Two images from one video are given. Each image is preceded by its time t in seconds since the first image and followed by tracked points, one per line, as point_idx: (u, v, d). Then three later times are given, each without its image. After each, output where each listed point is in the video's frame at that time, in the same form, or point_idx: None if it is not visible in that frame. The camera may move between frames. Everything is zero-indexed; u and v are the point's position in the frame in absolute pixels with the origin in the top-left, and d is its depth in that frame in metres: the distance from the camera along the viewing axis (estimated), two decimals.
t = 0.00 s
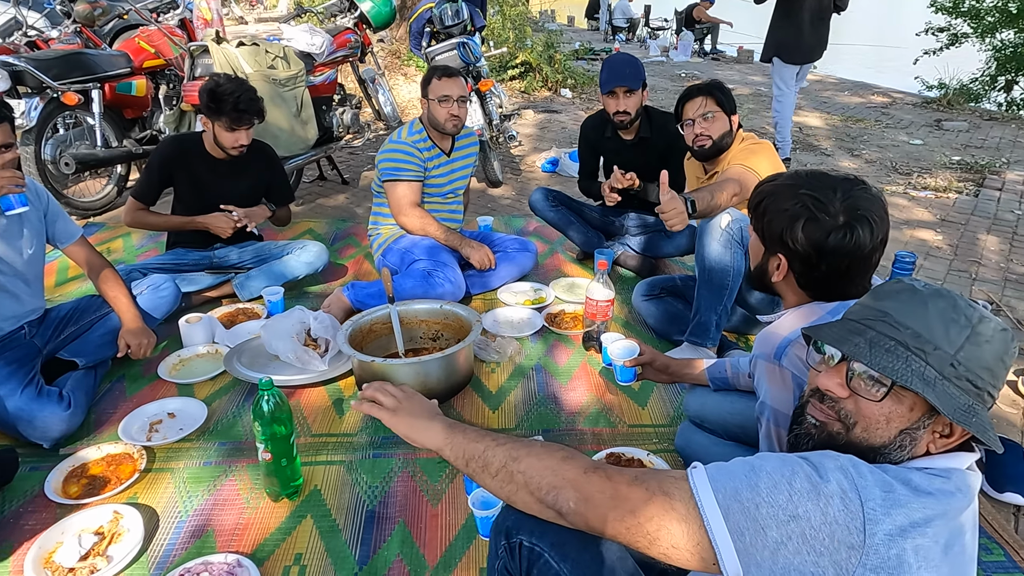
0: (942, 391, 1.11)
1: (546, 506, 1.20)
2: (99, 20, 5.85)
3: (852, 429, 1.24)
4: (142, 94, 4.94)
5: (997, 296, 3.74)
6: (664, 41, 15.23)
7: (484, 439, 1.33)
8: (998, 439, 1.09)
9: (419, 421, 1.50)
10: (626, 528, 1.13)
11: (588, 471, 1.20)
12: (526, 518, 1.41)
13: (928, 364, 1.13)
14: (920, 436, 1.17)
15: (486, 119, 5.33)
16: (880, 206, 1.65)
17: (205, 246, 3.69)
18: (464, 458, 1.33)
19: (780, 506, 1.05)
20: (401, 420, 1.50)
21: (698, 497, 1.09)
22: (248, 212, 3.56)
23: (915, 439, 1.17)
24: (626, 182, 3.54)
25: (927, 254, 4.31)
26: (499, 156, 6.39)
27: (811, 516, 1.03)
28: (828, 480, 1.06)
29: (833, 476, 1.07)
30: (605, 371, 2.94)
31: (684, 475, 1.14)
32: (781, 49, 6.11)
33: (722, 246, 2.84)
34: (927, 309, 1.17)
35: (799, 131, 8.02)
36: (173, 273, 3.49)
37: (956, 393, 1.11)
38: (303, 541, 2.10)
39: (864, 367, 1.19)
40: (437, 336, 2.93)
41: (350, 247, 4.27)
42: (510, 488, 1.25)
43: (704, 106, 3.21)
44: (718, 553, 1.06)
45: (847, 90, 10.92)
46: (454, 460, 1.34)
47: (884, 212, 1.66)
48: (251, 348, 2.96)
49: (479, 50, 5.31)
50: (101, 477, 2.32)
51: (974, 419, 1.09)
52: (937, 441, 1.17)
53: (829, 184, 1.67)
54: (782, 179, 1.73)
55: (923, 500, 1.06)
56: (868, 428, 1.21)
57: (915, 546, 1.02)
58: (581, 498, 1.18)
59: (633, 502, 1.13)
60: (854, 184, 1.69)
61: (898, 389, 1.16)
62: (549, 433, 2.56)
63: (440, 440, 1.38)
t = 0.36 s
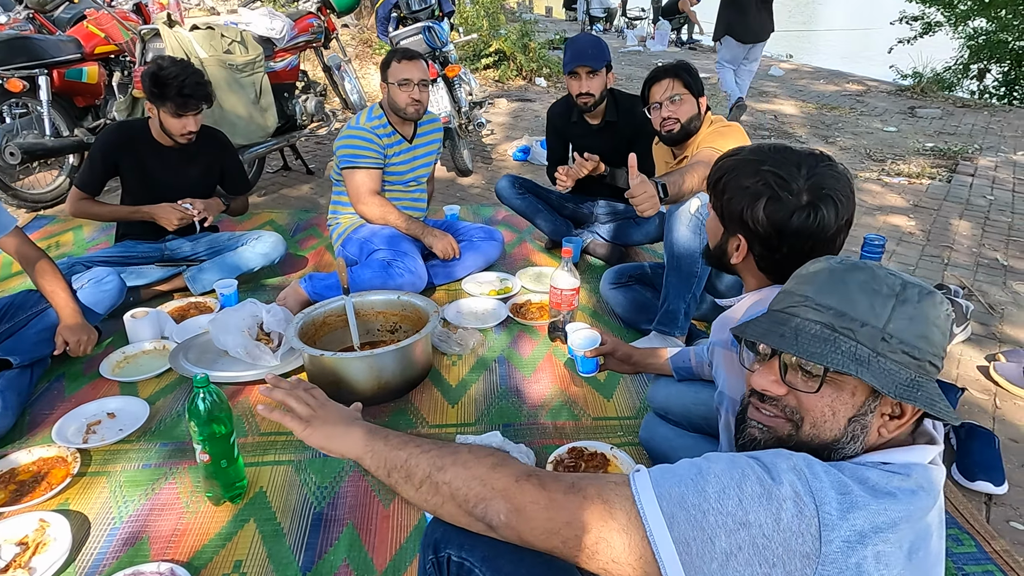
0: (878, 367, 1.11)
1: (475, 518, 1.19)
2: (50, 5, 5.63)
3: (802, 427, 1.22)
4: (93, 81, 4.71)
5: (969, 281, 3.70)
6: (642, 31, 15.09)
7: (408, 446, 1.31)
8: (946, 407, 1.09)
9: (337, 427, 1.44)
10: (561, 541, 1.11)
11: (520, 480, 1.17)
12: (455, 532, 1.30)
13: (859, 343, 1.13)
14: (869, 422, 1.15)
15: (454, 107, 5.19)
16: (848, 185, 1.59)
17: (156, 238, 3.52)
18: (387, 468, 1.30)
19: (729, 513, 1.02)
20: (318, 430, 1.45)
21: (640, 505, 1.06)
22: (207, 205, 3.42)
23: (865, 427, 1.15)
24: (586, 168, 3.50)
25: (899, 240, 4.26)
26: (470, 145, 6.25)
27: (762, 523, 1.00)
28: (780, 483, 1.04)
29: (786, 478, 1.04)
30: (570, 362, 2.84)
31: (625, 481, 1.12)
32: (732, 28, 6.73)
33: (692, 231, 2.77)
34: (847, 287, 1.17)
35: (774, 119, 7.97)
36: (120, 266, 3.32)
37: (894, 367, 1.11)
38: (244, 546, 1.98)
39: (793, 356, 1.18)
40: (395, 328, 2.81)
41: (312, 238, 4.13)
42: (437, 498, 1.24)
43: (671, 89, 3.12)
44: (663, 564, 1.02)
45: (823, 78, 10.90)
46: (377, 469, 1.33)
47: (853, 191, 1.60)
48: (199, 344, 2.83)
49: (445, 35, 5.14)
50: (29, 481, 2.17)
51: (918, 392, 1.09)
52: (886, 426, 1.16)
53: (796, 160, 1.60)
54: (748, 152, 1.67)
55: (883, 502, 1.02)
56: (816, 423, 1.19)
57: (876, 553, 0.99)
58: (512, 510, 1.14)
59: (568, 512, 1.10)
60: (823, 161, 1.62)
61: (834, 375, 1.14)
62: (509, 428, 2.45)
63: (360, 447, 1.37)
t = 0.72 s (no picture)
0: (826, 346, 1.04)
1: (403, 533, 1.13)
2: None
3: (750, 415, 1.15)
4: (48, 69, 4.51)
5: (946, 268, 3.65)
6: (622, 21, 14.97)
7: (327, 456, 1.25)
8: (899, 387, 1.03)
9: (249, 439, 1.35)
10: (495, 554, 1.05)
11: (450, 488, 1.11)
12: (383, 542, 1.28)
13: (805, 321, 1.06)
14: (820, 408, 1.08)
15: (427, 95, 5.06)
16: (805, 156, 1.51)
17: (110, 230, 3.34)
18: (305, 481, 1.24)
19: (676, 515, 0.97)
20: (227, 443, 1.37)
21: (579, 510, 1.00)
22: (169, 191, 3.26)
23: (816, 413, 1.08)
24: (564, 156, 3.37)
25: (876, 227, 4.21)
26: (445, 134, 6.13)
27: (710, 526, 0.95)
28: (730, 481, 0.97)
29: (736, 474, 0.98)
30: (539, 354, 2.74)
31: (565, 484, 1.06)
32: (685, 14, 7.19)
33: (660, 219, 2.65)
34: (792, 262, 1.11)
35: (753, 108, 7.92)
36: (71, 260, 3.16)
37: (844, 345, 1.04)
38: (189, 554, 1.86)
39: (736, 337, 1.10)
40: (357, 322, 2.70)
41: (277, 230, 3.99)
42: (360, 513, 1.18)
43: (643, 73, 3.01)
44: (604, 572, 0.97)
45: (802, 67, 10.87)
46: (294, 482, 1.26)
47: (812, 162, 1.52)
48: (150, 342, 2.68)
49: (416, 19, 4.97)
50: None
51: (870, 372, 1.03)
52: (839, 412, 1.09)
53: (750, 132, 1.52)
54: (701, 127, 1.59)
55: (841, 500, 0.96)
56: (762, 410, 1.12)
57: (836, 554, 0.93)
58: (442, 522, 1.08)
59: (502, 521, 1.04)
60: (779, 132, 1.54)
61: (778, 357, 1.07)
62: (474, 424, 2.36)
63: (275, 459, 1.30)
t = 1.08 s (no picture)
0: (801, 340, 0.98)
1: (368, 535, 1.05)
2: None
3: (726, 415, 1.10)
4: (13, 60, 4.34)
5: (930, 258, 3.63)
6: (606, 12, 14.89)
7: (310, 446, 1.18)
8: (880, 380, 0.97)
9: (242, 420, 1.28)
10: (464, 563, 0.97)
11: (419, 491, 1.03)
12: (352, 551, 1.22)
13: (778, 315, 1.01)
14: (799, 405, 1.02)
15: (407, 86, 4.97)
16: (789, 141, 1.46)
17: (79, 227, 3.23)
18: (283, 471, 1.16)
19: (654, 519, 0.90)
20: (223, 420, 1.30)
21: (552, 515, 0.93)
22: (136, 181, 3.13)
23: (794, 411, 1.03)
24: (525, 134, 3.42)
25: (861, 217, 4.19)
26: (427, 127, 6.04)
27: (688, 531, 0.88)
28: (710, 483, 0.90)
29: (716, 476, 0.91)
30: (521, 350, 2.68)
31: (539, 488, 0.98)
32: None
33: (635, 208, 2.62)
34: (762, 255, 1.05)
35: (737, 99, 7.89)
36: (38, 257, 3.06)
37: (820, 339, 0.99)
38: (156, 564, 1.79)
39: (707, 336, 1.05)
40: (334, 319, 2.62)
41: (253, 225, 3.89)
42: (331, 506, 1.11)
43: (624, 64, 2.94)
44: None
45: (784, 59, 10.88)
46: (274, 471, 1.18)
47: (795, 147, 1.47)
48: (119, 342, 2.60)
49: (395, 9, 4.89)
50: None
51: (848, 365, 0.97)
52: (819, 409, 1.03)
53: (730, 116, 1.47)
54: (681, 114, 1.53)
55: (827, 502, 0.89)
56: (738, 410, 1.07)
57: (821, 561, 0.86)
58: (408, 527, 1.00)
59: (473, 527, 0.96)
60: (760, 117, 1.49)
61: (752, 354, 1.02)
62: (454, 423, 2.30)
63: (264, 445, 1.22)
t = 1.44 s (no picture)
0: (792, 339, 0.94)
1: (340, 550, 0.99)
2: None
3: (713, 417, 1.05)
4: None
5: (916, 249, 3.63)
6: (590, 4, 14.81)
7: (273, 458, 1.12)
8: (874, 379, 0.93)
9: (200, 434, 1.22)
10: None
11: (392, 503, 0.97)
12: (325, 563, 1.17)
13: (766, 313, 0.97)
14: (789, 406, 0.98)
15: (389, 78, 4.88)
16: (780, 131, 1.42)
17: (51, 224, 3.14)
18: (247, 485, 1.10)
19: (638, 529, 0.84)
20: (179, 434, 1.24)
21: (532, 525, 0.87)
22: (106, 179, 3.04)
23: (784, 412, 0.99)
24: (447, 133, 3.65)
25: (847, 209, 4.18)
26: (410, 120, 5.95)
27: (674, 541, 0.83)
28: (696, 489, 0.85)
29: (702, 481, 0.86)
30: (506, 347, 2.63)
31: (518, 496, 0.92)
32: None
33: (612, 200, 2.58)
34: (749, 250, 1.01)
35: (723, 91, 7.87)
36: (9, 257, 2.98)
37: (810, 337, 0.95)
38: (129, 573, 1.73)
39: (693, 336, 1.01)
40: (315, 317, 2.56)
41: (232, 221, 3.81)
42: (299, 523, 1.05)
43: (599, 56, 2.91)
44: None
45: (770, 50, 10.87)
46: (237, 485, 1.13)
47: (787, 138, 1.42)
48: (91, 343, 2.52)
49: None
50: None
51: (841, 364, 0.93)
52: (811, 410, 0.99)
53: (720, 106, 1.42)
54: (669, 104, 1.48)
55: (818, 508, 0.84)
56: (727, 413, 1.03)
57: (814, 569, 0.81)
58: (381, 540, 0.94)
59: (449, 540, 0.90)
60: (751, 106, 1.44)
61: (739, 355, 0.98)
62: (438, 422, 2.25)
63: (223, 458, 1.17)
